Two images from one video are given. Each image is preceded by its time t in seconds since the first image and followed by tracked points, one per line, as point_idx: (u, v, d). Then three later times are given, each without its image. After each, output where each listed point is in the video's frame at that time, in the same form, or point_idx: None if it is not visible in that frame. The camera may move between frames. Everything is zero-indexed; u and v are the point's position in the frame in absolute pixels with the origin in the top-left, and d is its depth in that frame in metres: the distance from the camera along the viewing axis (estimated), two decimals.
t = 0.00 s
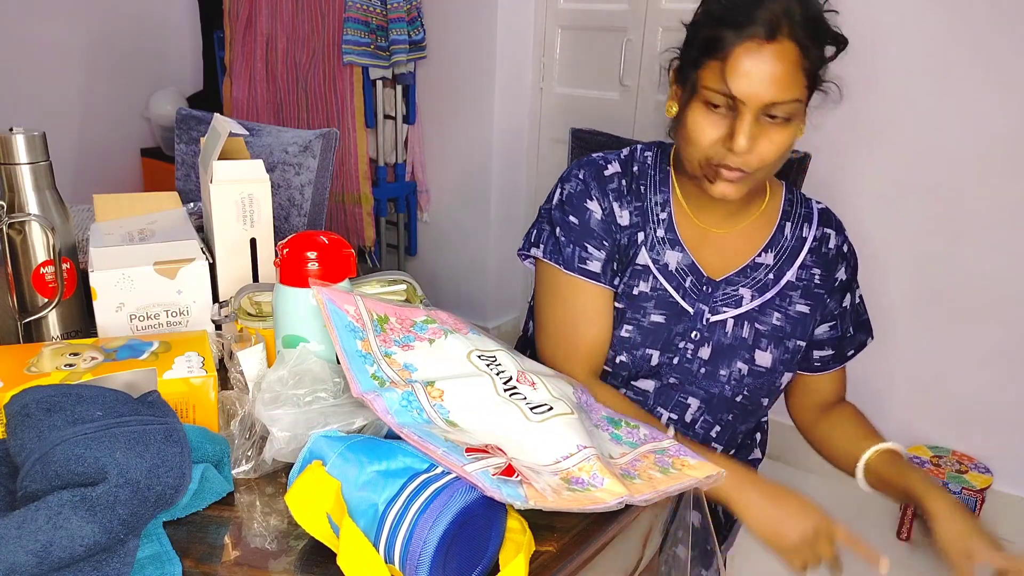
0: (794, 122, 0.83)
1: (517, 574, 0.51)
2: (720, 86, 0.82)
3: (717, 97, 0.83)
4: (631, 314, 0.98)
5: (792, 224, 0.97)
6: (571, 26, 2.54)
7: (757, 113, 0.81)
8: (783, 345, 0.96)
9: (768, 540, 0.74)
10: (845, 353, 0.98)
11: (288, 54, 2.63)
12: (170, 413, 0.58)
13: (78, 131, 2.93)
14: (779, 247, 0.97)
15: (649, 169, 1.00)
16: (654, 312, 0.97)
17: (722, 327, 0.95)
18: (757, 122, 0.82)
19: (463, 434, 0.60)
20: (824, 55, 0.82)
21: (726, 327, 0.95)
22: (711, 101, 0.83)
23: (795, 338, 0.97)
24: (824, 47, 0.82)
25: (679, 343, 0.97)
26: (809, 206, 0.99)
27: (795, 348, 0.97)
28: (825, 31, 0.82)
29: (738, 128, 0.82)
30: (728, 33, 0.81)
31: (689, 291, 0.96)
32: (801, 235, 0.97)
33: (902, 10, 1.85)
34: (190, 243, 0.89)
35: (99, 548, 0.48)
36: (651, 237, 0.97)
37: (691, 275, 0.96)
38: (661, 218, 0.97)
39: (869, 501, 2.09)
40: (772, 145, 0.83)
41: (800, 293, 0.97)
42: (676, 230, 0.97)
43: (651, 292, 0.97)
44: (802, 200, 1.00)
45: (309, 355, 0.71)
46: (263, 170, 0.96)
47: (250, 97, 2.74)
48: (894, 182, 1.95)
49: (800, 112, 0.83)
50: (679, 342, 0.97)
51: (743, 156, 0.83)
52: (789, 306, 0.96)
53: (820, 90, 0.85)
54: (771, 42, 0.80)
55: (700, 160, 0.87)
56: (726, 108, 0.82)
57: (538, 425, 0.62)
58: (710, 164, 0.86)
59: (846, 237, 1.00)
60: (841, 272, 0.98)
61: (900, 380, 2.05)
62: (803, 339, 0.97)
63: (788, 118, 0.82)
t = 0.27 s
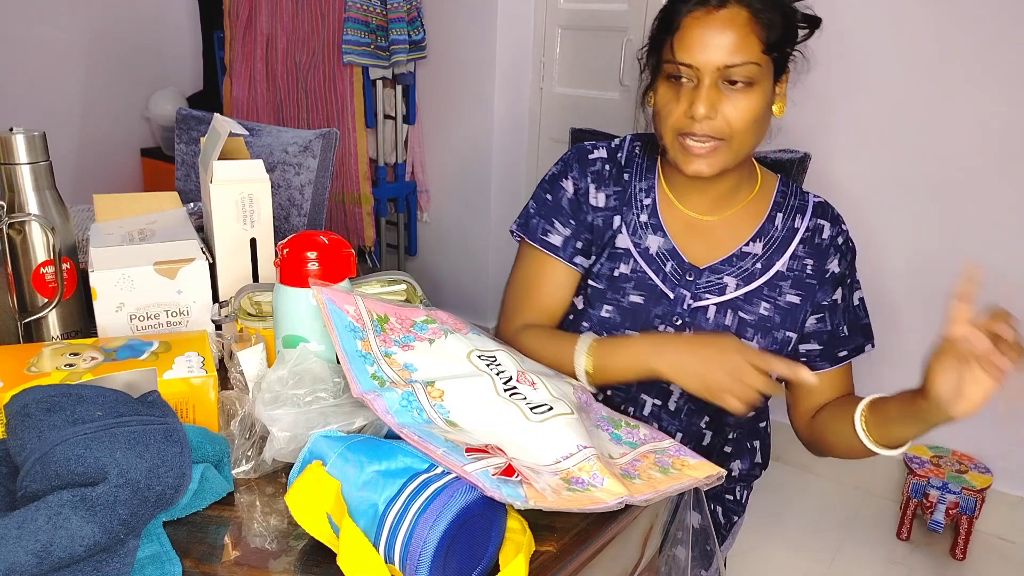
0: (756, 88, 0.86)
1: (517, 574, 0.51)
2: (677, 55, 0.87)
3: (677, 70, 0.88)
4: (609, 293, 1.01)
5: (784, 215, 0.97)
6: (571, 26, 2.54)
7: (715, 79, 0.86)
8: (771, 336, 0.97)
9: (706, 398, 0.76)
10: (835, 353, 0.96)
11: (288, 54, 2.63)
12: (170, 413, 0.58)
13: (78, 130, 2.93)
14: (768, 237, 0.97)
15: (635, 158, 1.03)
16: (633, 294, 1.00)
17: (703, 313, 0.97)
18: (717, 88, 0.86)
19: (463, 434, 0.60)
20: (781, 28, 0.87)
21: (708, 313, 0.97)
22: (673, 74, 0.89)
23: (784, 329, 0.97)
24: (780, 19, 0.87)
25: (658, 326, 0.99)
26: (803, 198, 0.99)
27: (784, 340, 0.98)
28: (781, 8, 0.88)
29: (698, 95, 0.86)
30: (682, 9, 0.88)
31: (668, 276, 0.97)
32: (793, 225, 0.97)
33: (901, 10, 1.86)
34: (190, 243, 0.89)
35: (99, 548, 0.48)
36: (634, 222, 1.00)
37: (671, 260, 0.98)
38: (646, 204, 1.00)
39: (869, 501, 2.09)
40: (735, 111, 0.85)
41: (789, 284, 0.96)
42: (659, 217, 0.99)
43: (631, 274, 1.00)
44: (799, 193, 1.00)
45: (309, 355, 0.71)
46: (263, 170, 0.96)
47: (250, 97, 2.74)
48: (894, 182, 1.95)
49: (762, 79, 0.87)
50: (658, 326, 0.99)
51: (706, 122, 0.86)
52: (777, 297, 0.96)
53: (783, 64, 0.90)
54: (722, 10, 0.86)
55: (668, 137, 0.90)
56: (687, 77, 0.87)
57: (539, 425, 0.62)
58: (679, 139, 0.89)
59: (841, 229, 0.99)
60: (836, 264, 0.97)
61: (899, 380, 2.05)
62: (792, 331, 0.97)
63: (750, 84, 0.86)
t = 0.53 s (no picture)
0: (709, 62, 0.88)
1: (517, 574, 0.51)
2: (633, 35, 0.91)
3: (636, 50, 0.92)
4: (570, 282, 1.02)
5: (753, 210, 0.94)
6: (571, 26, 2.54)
7: (670, 54, 0.89)
8: (726, 325, 0.91)
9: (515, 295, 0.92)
10: (801, 354, 0.88)
11: (288, 54, 2.63)
12: (170, 413, 0.58)
13: (78, 131, 2.93)
14: (735, 231, 0.94)
15: (605, 159, 1.08)
16: (591, 282, 1.00)
17: (658, 301, 0.94)
18: (671, 63, 0.89)
19: (463, 434, 0.60)
20: (740, 8, 0.90)
21: (662, 302, 0.94)
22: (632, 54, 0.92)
23: (740, 322, 0.91)
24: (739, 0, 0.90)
25: (610, 311, 0.97)
26: (778, 195, 0.96)
27: (741, 333, 0.91)
28: None
29: (653, 69, 0.88)
30: None
31: (627, 266, 0.97)
32: (760, 220, 0.94)
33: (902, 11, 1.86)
34: (190, 243, 0.89)
35: (99, 548, 0.48)
36: (601, 217, 1.02)
37: (632, 250, 0.97)
38: (611, 199, 1.02)
39: (869, 502, 2.09)
40: (689, 83, 0.87)
41: (750, 277, 0.92)
42: (623, 210, 1.01)
43: (592, 264, 1.00)
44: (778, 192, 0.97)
45: (310, 355, 0.71)
46: (263, 170, 0.96)
47: (250, 97, 2.74)
48: (894, 182, 1.95)
49: (718, 56, 0.89)
50: (610, 311, 0.97)
51: (661, 92, 0.87)
52: (737, 290, 0.92)
53: (743, 46, 0.92)
54: None
55: (631, 115, 0.92)
56: (644, 55, 0.91)
57: (539, 425, 0.62)
58: (639, 115, 0.90)
59: (815, 229, 0.94)
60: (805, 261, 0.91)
61: (900, 380, 2.05)
62: (750, 325, 0.91)
63: (705, 59, 0.88)
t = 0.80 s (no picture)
0: (661, 47, 0.91)
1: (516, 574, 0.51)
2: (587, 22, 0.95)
3: (591, 37, 0.96)
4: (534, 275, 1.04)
5: (708, 196, 0.95)
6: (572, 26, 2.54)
7: (622, 38, 0.93)
8: (678, 314, 0.92)
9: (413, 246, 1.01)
10: (768, 332, 0.88)
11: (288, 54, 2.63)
12: (170, 412, 0.58)
13: (78, 131, 2.93)
14: (689, 219, 0.94)
15: (570, 154, 1.10)
16: (550, 275, 1.01)
17: (612, 292, 0.94)
18: (624, 48, 0.92)
19: (463, 433, 0.60)
20: None
21: (616, 293, 0.94)
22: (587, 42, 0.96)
23: (693, 310, 0.92)
24: None
25: (568, 303, 0.98)
26: (734, 181, 0.95)
27: (694, 321, 0.92)
28: None
29: (606, 53, 0.92)
30: None
31: (585, 257, 0.99)
32: (714, 205, 0.94)
33: (902, 11, 1.86)
34: (190, 243, 0.89)
35: (98, 548, 0.48)
36: (564, 209, 1.05)
37: (589, 243, 0.99)
38: (573, 192, 1.05)
39: (869, 501, 2.09)
40: (640, 66, 0.90)
41: (702, 265, 0.92)
42: (584, 204, 1.03)
43: (553, 257, 1.02)
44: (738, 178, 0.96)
45: (309, 355, 0.71)
46: (263, 170, 0.96)
47: (250, 97, 2.74)
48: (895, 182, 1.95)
49: (670, 41, 0.92)
50: (568, 303, 0.98)
51: (613, 75, 0.91)
52: (691, 278, 0.92)
53: (696, 34, 0.95)
54: None
55: (586, 100, 0.95)
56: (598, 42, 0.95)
57: (539, 425, 0.62)
58: (593, 100, 0.94)
59: (770, 210, 0.93)
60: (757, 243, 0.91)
61: (900, 380, 2.05)
62: (703, 313, 0.92)
63: (657, 43, 0.92)
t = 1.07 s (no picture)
0: (604, 36, 0.93)
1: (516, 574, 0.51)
2: (527, 16, 0.96)
3: (529, 32, 0.97)
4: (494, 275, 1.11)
5: (648, 189, 0.99)
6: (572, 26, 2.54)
7: (563, 30, 0.94)
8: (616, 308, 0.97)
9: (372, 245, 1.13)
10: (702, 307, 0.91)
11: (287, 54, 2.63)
12: (169, 412, 0.58)
13: (78, 131, 2.93)
14: (630, 211, 0.99)
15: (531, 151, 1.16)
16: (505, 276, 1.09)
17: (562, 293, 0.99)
18: (566, 39, 0.94)
19: (463, 434, 0.60)
20: None
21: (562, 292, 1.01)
22: (529, 36, 0.97)
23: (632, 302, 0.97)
24: None
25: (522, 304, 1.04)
26: (673, 170, 0.99)
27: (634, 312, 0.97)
28: None
29: (549, 47, 0.94)
30: None
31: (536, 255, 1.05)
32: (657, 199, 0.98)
33: (903, 11, 1.86)
34: (190, 243, 0.89)
35: (98, 548, 0.48)
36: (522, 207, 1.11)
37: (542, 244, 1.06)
38: (532, 187, 1.11)
39: (869, 501, 2.09)
40: (585, 59, 0.92)
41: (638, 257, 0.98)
42: (540, 202, 1.10)
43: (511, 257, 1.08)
44: (689, 169, 0.98)
45: (310, 355, 0.71)
46: (263, 170, 0.96)
47: (250, 97, 2.72)
48: (895, 182, 1.95)
49: (612, 29, 0.94)
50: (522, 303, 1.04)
51: (557, 69, 0.93)
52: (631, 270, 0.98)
53: (640, 21, 0.96)
54: None
55: (531, 95, 0.97)
56: (539, 36, 0.96)
57: (539, 425, 0.62)
58: (540, 96, 0.96)
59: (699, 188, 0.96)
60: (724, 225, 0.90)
61: (900, 380, 2.05)
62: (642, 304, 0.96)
63: (600, 34, 0.93)
